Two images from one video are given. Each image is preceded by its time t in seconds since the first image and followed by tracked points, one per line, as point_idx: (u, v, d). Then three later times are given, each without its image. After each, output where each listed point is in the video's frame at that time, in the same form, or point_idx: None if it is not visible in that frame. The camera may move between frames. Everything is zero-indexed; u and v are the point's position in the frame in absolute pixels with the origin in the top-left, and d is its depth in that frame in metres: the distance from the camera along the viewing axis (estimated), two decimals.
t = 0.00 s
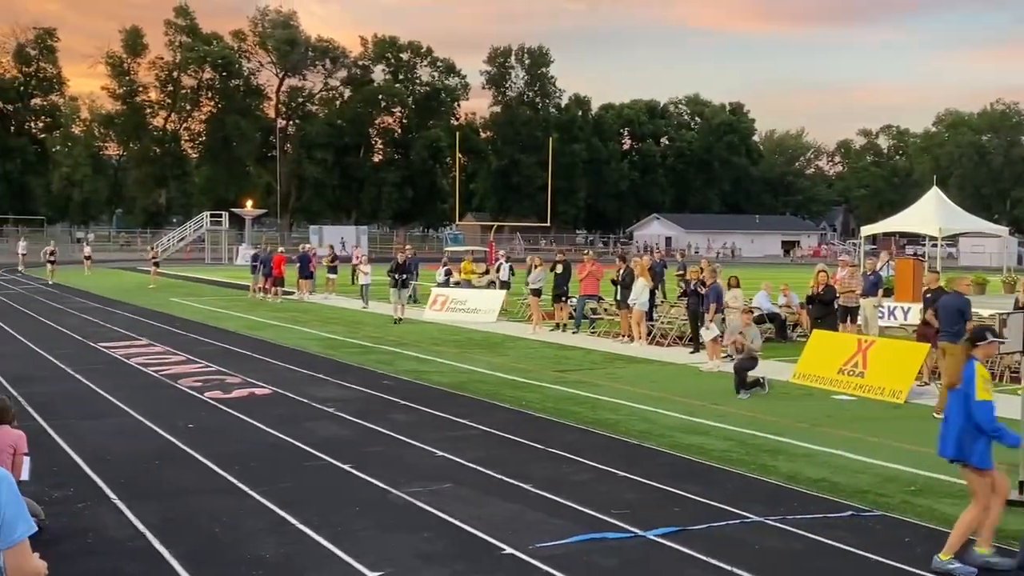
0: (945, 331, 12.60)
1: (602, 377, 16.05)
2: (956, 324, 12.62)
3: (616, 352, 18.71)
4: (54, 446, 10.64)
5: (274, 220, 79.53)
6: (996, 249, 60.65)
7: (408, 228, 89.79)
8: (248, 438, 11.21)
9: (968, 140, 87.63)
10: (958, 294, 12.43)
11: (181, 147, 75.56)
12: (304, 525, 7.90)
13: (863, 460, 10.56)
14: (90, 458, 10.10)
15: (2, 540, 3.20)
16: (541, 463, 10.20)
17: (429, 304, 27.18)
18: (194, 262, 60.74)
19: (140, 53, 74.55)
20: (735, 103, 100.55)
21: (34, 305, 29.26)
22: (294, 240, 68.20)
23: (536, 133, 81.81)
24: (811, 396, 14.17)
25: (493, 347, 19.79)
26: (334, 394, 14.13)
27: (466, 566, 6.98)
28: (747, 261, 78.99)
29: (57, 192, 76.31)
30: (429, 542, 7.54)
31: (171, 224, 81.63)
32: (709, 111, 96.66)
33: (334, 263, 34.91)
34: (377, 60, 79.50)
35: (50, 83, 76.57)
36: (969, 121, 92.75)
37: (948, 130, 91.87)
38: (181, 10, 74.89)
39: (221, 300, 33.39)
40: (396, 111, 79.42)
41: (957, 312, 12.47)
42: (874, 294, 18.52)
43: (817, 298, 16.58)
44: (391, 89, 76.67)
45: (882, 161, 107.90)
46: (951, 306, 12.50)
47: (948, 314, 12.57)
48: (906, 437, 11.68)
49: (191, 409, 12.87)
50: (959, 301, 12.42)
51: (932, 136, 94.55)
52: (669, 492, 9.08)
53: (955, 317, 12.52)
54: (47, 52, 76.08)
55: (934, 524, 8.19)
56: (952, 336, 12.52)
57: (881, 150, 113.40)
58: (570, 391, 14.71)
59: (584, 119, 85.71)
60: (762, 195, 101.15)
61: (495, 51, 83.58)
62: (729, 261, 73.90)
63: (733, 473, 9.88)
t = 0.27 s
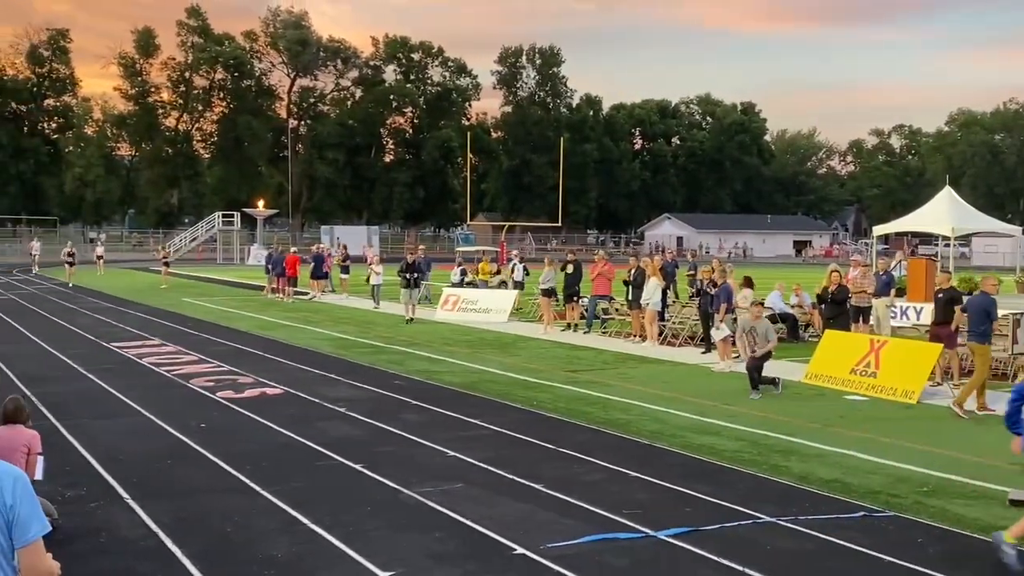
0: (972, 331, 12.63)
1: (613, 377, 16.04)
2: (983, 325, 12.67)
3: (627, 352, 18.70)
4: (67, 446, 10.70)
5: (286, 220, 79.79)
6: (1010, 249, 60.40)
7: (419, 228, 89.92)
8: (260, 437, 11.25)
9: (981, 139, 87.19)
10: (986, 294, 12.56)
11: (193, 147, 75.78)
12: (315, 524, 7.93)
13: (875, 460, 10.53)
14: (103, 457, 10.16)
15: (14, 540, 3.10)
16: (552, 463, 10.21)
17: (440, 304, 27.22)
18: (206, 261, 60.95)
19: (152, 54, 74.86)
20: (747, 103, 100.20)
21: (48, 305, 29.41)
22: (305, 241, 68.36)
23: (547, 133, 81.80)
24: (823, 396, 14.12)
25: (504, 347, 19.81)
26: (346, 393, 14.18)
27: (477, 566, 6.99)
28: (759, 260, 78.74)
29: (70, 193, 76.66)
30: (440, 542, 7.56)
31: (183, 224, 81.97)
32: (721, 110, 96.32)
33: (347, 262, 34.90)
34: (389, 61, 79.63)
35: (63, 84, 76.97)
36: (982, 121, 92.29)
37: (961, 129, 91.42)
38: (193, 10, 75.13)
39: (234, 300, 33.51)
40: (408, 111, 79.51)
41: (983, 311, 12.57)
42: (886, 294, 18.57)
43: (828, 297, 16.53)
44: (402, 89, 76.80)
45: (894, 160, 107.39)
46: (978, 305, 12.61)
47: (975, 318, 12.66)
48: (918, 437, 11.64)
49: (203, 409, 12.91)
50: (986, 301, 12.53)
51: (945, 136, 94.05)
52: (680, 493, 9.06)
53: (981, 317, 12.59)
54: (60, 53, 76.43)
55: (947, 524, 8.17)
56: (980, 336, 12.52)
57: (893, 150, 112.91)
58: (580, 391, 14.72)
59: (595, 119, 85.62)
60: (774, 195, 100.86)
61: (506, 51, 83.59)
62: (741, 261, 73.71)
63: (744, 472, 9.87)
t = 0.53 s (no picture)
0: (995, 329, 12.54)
1: (621, 377, 16.03)
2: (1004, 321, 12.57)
3: (634, 352, 18.70)
4: (76, 445, 10.74)
5: (294, 220, 80.05)
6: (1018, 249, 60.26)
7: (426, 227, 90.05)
8: (268, 436, 11.28)
9: (989, 139, 86.94)
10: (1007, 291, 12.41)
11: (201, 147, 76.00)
12: (322, 524, 7.94)
13: (883, 461, 10.50)
14: (112, 456, 10.20)
15: (24, 538, 3.11)
16: (560, 462, 10.21)
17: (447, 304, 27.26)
18: (214, 261, 61.14)
19: (161, 54, 75.08)
20: (754, 102, 100.01)
21: (57, 305, 29.50)
22: (313, 241, 68.47)
23: (554, 132, 81.80)
24: (831, 397, 14.10)
25: (512, 347, 19.82)
26: (353, 393, 14.19)
27: (484, 566, 6.99)
28: (766, 260, 78.57)
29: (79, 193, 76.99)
30: (447, 542, 7.56)
31: (191, 224, 82.28)
32: (728, 109, 96.12)
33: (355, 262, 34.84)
34: (396, 61, 79.76)
35: (71, 84, 77.25)
36: (991, 120, 91.91)
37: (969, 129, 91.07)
38: (201, 11, 75.34)
39: (241, 300, 33.58)
40: (415, 111, 79.61)
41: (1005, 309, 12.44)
42: (894, 294, 18.52)
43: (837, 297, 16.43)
44: (409, 89, 76.89)
45: (903, 159, 107.07)
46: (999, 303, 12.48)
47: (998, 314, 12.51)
48: (927, 437, 11.60)
49: (211, 408, 12.95)
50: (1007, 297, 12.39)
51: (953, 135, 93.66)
52: (688, 493, 9.04)
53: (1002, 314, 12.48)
54: (68, 53, 76.68)
55: (955, 525, 8.15)
56: (1002, 334, 12.43)
57: (901, 149, 112.63)
58: (587, 391, 14.71)
59: (603, 119, 85.43)
60: (781, 195, 100.70)
61: (513, 51, 83.67)
62: (748, 261, 73.59)
63: (751, 473, 9.86)
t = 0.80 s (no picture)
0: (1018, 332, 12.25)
1: (625, 377, 16.02)
2: None
3: (639, 352, 18.68)
4: (82, 444, 10.76)
5: (299, 220, 80.17)
6: None
7: (430, 227, 90.23)
8: (272, 436, 11.29)
9: (995, 137, 86.77)
10: None
11: (206, 147, 76.09)
12: (327, 523, 7.96)
13: (888, 461, 10.48)
14: (117, 455, 10.21)
15: (28, 538, 3.11)
16: (564, 462, 10.20)
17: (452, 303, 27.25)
18: (220, 261, 61.14)
19: (166, 54, 75.10)
20: (759, 101, 99.84)
21: (62, 304, 29.54)
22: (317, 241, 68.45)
23: (558, 132, 81.76)
24: (835, 397, 14.07)
25: (516, 346, 19.80)
26: (357, 393, 14.19)
27: (489, 566, 6.99)
28: (771, 260, 78.42)
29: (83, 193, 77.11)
30: (451, 541, 7.57)
31: (196, 224, 82.43)
32: (733, 109, 95.90)
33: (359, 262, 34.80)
34: (401, 60, 79.78)
35: (77, 84, 77.31)
36: (997, 120, 91.64)
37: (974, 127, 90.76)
38: (206, 10, 75.37)
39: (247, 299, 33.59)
40: (419, 111, 79.58)
41: None
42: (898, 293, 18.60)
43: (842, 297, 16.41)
44: (413, 89, 76.83)
45: (908, 159, 106.84)
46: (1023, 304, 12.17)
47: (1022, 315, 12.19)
48: (932, 437, 11.58)
49: (216, 408, 12.94)
50: None
51: (958, 133, 93.21)
52: (692, 493, 9.03)
53: None
54: (73, 53, 76.66)
55: (961, 525, 8.13)
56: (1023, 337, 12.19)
57: (906, 148, 112.45)
58: (591, 391, 14.70)
59: (607, 119, 85.16)
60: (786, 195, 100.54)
61: (517, 51, 83.64)
62: (753, 261, 73.47)
63: (756, 473, 9.84)
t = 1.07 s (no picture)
0: None
1: (628, 376, 16.02)
2: None
3: (642, 351, 18.67)
4: (84, 444, 10.78)
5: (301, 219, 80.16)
6: None
7: (432, 227, 90.25)
8: (275, 436, 11.29)
9: (998, 137, 86.63)
10: None
11: (208, 147, 75.99)
12: (330, 522, 7.96)
13: (892, 460, 10.47)
14: (119, 455, 10.22)
15: (31, 538, 3.11)
16: (567, 462, 10.20)
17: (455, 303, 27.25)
18: (222, 261, 61.14)
19: (168, 53, 74.86)
20: (762, 101, 99.56)
21: (65, 304, 29.55)
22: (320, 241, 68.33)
23: (561, 131, 81.62)
24: (839, 396, 14.05)
25: (519, 346, 19.78)
26: (360, 393, 14.19)
27: (492, 565, 6.99)
28: (774, 260, 78.25)
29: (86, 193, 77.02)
30: (454, 540, 7.58)
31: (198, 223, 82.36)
32: (736, 108, 95.58)
33: (364, 261, 34.74)
34: (403, 60, 79.73)
35: (79, 84, 77.33)
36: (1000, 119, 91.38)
37: (977, 127, 90.63)
38: (208, 10, 75.34)
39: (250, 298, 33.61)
40: (422, 110, 79.45)
41: None
42: (901, 293, 18.58)
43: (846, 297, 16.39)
44: (416, 89, 76.73)
45: (911, 158, 106.61)
46: None
47: None
48: (936, 437, 11.55)
49: (219, 407, 12.96)
50: None
51: (962, 132, 93.01)
52: (694, 492, 9.03)
53: None
54: (76, 53, 76.64)
55: (966, 525, 8.11)
56: None
57: (909, 147, 112.29)
58: (594, 391, 14.69)
59: (609, 119, 84.66)
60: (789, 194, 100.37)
61: (519, 50, 83.53)
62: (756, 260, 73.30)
63: (759, 472, 9.82)
